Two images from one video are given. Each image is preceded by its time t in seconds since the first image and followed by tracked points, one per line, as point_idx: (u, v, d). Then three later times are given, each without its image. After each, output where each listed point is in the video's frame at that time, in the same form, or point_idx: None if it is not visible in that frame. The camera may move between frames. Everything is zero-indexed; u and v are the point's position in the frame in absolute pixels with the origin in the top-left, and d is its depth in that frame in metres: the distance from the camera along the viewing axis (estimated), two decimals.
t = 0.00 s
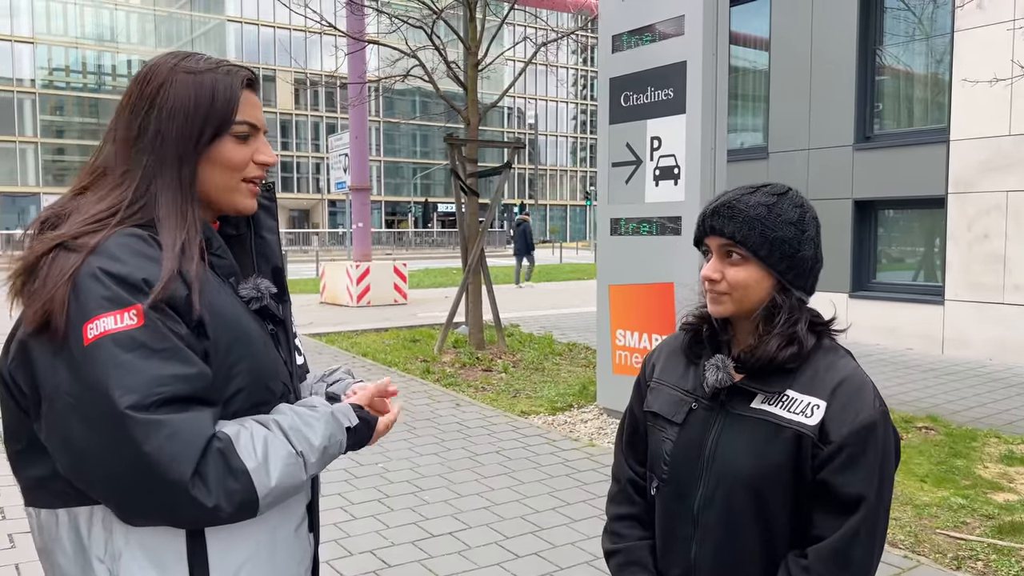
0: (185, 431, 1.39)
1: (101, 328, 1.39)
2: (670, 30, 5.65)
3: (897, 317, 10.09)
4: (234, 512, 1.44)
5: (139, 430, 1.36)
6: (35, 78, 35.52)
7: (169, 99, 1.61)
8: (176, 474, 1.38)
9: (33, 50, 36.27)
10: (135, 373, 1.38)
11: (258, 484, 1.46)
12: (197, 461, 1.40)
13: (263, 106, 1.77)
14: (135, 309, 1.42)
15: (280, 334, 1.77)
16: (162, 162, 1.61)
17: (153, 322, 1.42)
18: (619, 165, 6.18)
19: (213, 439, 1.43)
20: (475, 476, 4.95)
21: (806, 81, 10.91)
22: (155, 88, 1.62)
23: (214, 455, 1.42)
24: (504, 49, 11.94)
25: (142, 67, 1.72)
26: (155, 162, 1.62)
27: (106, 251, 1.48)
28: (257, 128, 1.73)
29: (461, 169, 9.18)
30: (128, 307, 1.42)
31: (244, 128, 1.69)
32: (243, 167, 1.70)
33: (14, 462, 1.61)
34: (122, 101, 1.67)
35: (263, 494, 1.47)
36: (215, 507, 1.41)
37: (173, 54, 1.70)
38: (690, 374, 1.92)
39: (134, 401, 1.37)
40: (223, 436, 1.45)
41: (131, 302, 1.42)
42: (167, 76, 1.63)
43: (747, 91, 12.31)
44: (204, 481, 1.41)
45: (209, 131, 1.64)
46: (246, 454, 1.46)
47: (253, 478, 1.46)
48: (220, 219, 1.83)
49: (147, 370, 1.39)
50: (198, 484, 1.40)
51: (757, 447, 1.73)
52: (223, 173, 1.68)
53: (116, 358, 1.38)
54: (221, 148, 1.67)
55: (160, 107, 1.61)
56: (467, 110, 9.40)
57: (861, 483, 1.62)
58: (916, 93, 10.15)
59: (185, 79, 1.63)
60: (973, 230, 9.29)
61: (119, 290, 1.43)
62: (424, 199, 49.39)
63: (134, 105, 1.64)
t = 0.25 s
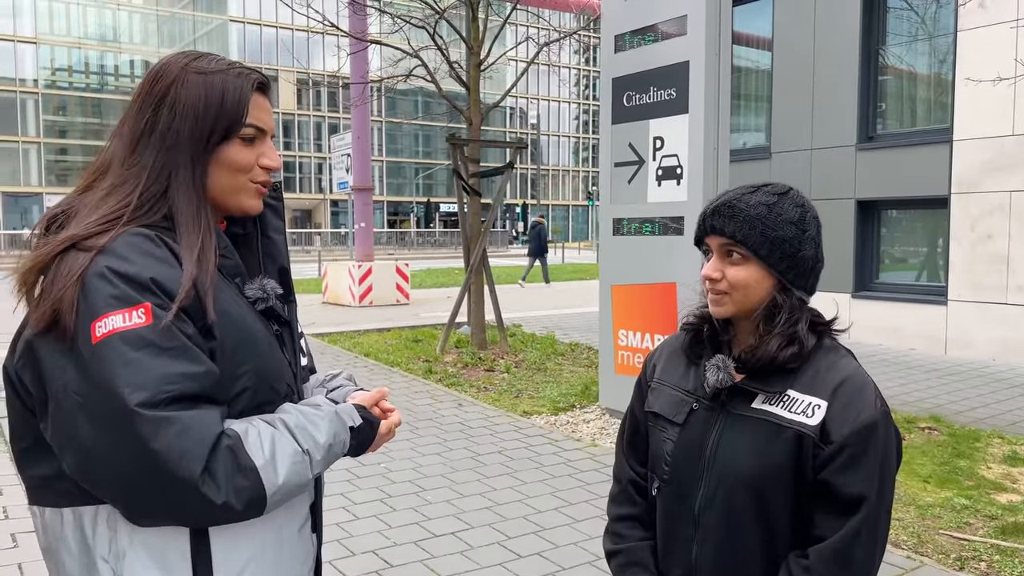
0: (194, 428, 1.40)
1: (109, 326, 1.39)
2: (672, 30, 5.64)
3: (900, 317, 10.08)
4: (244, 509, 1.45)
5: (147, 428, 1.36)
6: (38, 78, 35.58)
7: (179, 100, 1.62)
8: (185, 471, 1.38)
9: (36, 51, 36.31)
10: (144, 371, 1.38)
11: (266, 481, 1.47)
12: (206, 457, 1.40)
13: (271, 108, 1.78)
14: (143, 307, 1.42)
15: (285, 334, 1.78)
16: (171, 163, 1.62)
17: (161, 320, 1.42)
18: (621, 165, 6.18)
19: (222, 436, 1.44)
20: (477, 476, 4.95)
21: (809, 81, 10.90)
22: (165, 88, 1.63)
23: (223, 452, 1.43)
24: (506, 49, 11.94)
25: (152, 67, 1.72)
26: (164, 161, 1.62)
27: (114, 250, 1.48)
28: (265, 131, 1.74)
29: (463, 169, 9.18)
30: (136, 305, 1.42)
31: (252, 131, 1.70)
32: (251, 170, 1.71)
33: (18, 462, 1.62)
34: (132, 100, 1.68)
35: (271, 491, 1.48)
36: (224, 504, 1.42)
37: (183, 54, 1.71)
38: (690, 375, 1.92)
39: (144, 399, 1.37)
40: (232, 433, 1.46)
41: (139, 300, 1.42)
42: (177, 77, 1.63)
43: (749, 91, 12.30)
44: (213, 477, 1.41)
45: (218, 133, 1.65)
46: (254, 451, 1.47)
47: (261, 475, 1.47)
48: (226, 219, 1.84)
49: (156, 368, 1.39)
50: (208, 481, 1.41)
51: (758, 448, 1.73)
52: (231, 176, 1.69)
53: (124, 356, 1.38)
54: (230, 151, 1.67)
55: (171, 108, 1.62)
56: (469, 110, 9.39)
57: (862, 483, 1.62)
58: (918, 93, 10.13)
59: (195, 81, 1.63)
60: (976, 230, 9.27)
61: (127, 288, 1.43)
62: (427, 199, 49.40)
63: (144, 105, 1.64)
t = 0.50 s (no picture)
0: (199, 425, 1.40)
1: (113, 325, 1.40)
2: (674, 30, 5.63)
3: (902, 317, 10.07)
4: (249, 507, 1.45)
5: (152, 426, 1.36)
6: (41, 79, 35.58)
7: (182, 100, 1.62)
8: (190, 470, 1.38)
9: (38, 51, 36.29)
10: (149, 369, 1.39)
11: (271, 480, 1.48)
12: (210, 456, 1.40)
13: (274, 108, 1.78)
14: (147, 306, 1.42)
15: (288, 334, 1.78)
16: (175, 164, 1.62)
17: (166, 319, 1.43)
18: (623, 165, 6.18)
19: (226, 434, 1.45)
20: (479, 476, 4.95)
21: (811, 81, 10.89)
22: (168, 89, 1.63)
23: (227, 451, 1.44)
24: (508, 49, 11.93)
25: (155, 67, 1.72)
26: (168, 163, 1.62)
27: (118, 251, 1.48)
28: (268, 131, 1.74)
29: (465, 169, 9.18)
30: (140, 304, 1.42)
31: (255, 131, 1.70)
32: (254, 171, 1.71)
33: (23, 460, 1.63)
34: (135, 101, 1.68)
35: (276, 489, 1.48)
36: (229, 501, 1.43)
37: (185, 54, 1.71)
38: (688, 375, 1.92)
39: (148, 397, 1.37)
40: (237, 431, 1.46)
41: (143, 299, 1.43)
42: (181, 77, 1.64)
43: (751, 91, 12.29)
44: (217, 475, 1.42)
45: (222, 134, 1.65)
46: (259, 450, 1.48)
47: (266, 473, 1.47)
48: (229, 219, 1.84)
49: (161, 367, 1.40)
50: (213, 479, 1.41)
51: (755, 447, 1.73)
52: (234, 177, 1.69)
53: (128, 355, 1.38)
54: (233, 151, 1.68)
55: (174, 109, 1.62)
56: (471, 110, 9.39)
57: (860, 482, 1.61)
58: (921, 93, 10.11)
59: (198, 81, 1.64)
60: (978, 230, 9.26)
61: (131, 288, 1.43)
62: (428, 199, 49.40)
63: (147, 106, 1.65)
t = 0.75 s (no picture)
0: (204, 423, 1.40)
1: (117, 324, 1.40)
2: (676, 31, 5.64)
3: (903, 317, 10.06)
4: (252, 506, 1.45)
5: (156, 424, 1.37)
6: (43, 79, 35.58)
7: (184, 99, 1.63)
8: (193, 469, 1.39)
9: (40, 51, 36.28)
10: (154, 368, 1.39)
11: (274, 479, 1.48)
12: (214, 454, 1.41)
13: (277, 108, 1.78)
14: (151, 305, 1.42)
15: (291, 334, 1.79)
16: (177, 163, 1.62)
17: (170, 318, 1.43)
18: (624, 166, 6.18)
19: (231, 432, 1.45)
20: (480, 476, 4.95)
21: (812, 81, 10.88)
22: (170, 88, 1.64)
23: (231, 450, 1.44)
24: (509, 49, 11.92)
25: (157, 67, 1.73)
26: (172, 163, 1.63)
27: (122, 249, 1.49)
28: (271, 131, 1.74)
29: (466, 169, 9.18)
30: (145, 303, 1.43)
31: (257, 131, 1.70)
32: (256, 170, 1.72)
33: (27, 460, 1.63)
34: (137, 101, 1.69)
35: (279, 489, 1.49)
36: (233, 499, 1.42)
37: (187, 54, 1.72)
38: (684, 375, 1.93)
39: (152, 396, 1.37)
40: (240, 429, 1.46)
41: (147, 298, 1.43)
42: (182, 77, 1.65)
43: (753, 92, 12.29)
44: (221, 474, 1.42)
45: (224, 133, 1.65)
46: (262, 449, 1.48)
47: (269, 471, 1.47)
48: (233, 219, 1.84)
49: (166, 366, 1.40)
50: (216, 478, 1.41)
51: (753, 448, 1.73)
52: (236, 176, 1.70)
53: (133, 354, 1.38)
54: (235, 151, 1.68)
55: (177, 108, 1.63)
56: (472, 110, 9.38)
57: (858, 482, 1.61)
58: (922, 93, 10.11)
59: (200, 80, 1.64)
60: (980, 230, 9.25)
61: (135, 287, 1.44)
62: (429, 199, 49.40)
63: (149, 105, 1.66)
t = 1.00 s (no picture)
0: (203, 423, 1.41)
1: (118, 323, 1.40)
2: (677, 30, 5.64)
3: (904, 318, 10.06)
4: (251, 507, 1.45)
5: (156, 424, 1.36)
6: (44, 78, 35.56)
7: (190, 102, 1.63)
8: (192, 470, 1.38)
9: (41, 50, 36.26)
10: (153, 368, 1.39)
11: (274, 479, 1.48)
12: (213, 455, 1.41)
13: (282, 111, 1.78)
14: (152, 305, 1.42)
15: (293, 334, 1.79)
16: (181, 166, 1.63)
17: (170, 318, 1.43)
18: (625, 165, 6.18)
19: (230, 433, 1.45)
20: (481, 476, 4.95)
21: (813, 81, 10.87)
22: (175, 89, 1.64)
23: (229, 451, 1.44)
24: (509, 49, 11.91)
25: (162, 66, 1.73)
26: (176, 164, 1.63)
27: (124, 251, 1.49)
28: (274, 134, 1.74)
29: (467, 168, 9.18)
30: (145, 303, 1.42)
31: (261, 135, 1.70)
32: (260, 174, 1.71)
33: (29, 459, 1.63)
34: (142, 101, 1.68)
35: (279, 490, 1.49)
36: (231, 501, 1.42)
37: (193, 54, 1.71)
38: (690, 376, 1.92)
39: (151, 396, 1.37)
40: (240, 430, 1.47)
41: (148, 298, 1.43)
42: (187, 78, 1.64)
43: (753, 92, 12.29)
44: (220, 475, 1.42)
45: (229, 136, 1.65)
46: (262, 450, 1.48)
47: (268, 473, 1.47)
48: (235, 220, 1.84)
49: (166, 365, 1.40)
50: (215, 478, 1.41)
51: (757, 451, 1.73)
52: (240, 180, 1.70)
53: (133, 353, 1.38)
54: (240, 154, 1.68)
55: (182, 110, 1.63)
56: (473, 110, 9.38)
57: (863, 488, 1.61)
58: (923, 94, 10.10)
59: (206, 82, 1.64)
60: (981, 230, 9.25)
61: (136, 287, 1.44)
62: (430, 199, 49.40)
63: (155, 105, 1.65)
